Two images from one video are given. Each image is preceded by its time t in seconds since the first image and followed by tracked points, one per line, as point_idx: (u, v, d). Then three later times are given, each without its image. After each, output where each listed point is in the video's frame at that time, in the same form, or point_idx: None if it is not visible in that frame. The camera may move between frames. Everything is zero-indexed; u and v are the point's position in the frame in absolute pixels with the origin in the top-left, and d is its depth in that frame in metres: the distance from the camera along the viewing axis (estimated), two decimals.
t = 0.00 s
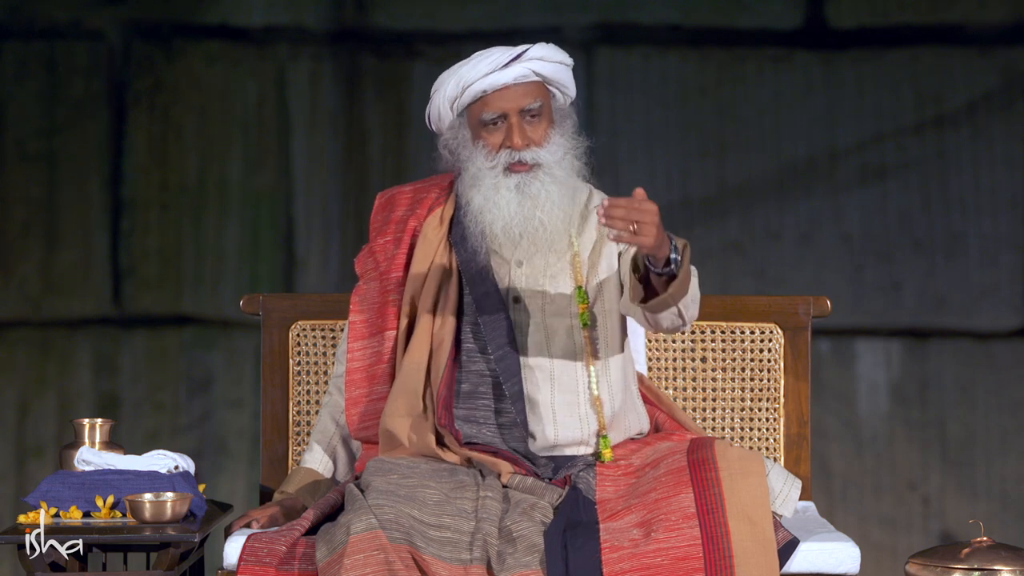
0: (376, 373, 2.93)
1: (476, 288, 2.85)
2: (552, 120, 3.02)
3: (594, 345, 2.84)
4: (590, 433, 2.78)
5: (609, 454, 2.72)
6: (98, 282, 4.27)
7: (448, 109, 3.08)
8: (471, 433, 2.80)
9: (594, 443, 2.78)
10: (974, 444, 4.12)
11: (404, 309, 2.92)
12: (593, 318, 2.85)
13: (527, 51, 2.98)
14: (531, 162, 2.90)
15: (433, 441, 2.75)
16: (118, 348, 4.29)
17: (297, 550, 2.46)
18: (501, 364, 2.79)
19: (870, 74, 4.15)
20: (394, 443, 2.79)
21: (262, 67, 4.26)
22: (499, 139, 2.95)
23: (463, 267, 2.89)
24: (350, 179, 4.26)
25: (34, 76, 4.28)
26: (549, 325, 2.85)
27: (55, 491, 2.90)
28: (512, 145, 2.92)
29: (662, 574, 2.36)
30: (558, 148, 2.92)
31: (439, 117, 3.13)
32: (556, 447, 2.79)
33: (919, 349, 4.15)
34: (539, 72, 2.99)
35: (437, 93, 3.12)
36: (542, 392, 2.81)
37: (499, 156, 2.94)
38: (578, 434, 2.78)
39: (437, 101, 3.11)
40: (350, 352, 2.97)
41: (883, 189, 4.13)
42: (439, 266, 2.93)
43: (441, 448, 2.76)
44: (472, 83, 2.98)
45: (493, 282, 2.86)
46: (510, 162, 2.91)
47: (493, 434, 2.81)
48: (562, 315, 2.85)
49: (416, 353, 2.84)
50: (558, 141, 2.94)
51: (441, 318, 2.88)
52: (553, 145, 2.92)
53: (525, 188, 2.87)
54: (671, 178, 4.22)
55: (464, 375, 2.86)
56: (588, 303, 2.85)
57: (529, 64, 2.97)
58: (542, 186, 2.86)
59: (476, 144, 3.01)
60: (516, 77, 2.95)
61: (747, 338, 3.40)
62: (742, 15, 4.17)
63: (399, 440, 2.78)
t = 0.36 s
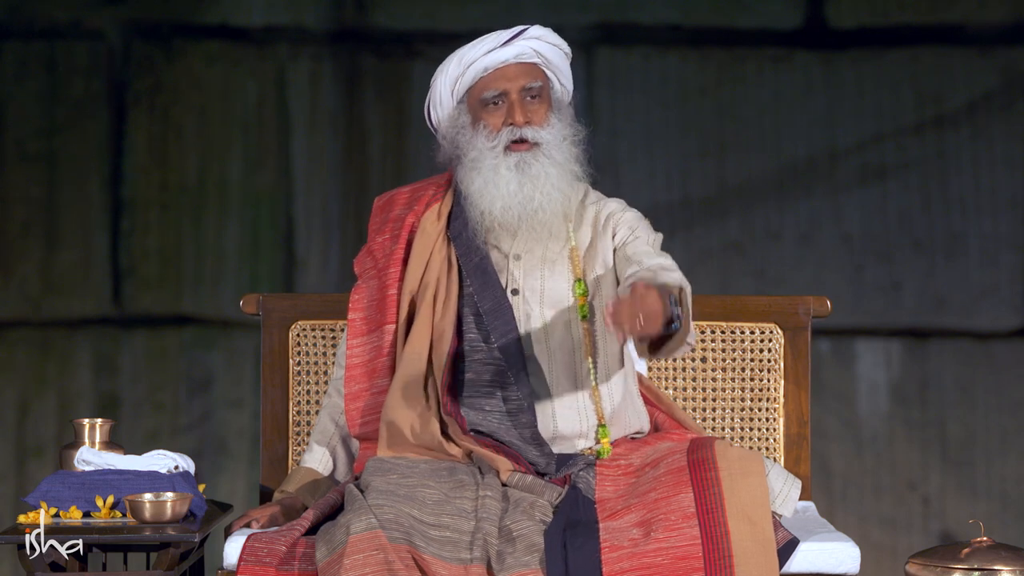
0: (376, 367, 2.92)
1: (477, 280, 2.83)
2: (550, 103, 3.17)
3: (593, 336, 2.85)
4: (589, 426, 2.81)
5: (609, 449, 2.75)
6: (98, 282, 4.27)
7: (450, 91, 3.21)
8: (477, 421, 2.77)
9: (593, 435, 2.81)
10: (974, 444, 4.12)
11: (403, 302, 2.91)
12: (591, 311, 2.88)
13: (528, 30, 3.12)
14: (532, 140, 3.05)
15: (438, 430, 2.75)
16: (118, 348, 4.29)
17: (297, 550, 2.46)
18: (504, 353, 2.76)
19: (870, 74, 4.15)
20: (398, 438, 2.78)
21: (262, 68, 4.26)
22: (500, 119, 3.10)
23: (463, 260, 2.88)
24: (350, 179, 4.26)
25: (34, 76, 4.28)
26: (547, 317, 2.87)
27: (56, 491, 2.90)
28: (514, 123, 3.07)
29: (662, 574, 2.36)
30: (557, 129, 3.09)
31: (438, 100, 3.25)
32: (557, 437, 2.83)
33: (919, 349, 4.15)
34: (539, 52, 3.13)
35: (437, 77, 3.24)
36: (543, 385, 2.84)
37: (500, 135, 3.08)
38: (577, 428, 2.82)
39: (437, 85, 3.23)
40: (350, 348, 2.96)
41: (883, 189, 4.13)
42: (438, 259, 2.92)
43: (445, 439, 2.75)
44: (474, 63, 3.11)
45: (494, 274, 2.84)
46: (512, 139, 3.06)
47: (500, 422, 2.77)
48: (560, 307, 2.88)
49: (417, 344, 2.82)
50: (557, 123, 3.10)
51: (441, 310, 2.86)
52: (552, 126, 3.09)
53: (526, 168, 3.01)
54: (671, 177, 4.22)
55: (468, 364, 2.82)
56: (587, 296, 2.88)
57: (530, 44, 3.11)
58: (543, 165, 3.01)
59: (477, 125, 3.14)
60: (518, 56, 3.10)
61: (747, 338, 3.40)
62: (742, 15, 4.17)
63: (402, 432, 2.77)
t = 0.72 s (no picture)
0: (375, 364, 2.91)
1: (476, 275, 2.84)
2: (547, 98, 3.18)
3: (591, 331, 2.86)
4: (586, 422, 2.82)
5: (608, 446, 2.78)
6: (98, 282, 4.27)
7: (448, 83, 3.22)
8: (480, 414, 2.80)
9: (593, 430, 2.82)
10: (974, 444, 4.12)
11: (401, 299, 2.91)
12: (591, 305, 2.89)
13: (526, 24, 3.15)
14: (527, 131, 3.07)
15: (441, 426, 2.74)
16: (118, 348, 4.29)
17: (297, 550, 2.46)
18: (506, 345, 2.77)
19: (870, 74, 4.15)
20: (399, 433, 2.77)
21: (262, 67, 4.26)
22: (497, 109, 3.11)
23: (460, 255, 2.89)
24: (350, 179, 4.26)
25: (34, 76, 4.28)
26: (546, 313, 2.88)
27: (55, 491, 2.90)
28: (509, 114, 3.09)
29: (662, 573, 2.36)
30: (552, 122, 3.11)
31: (436, 92, 3.26)
32: (557, 431, 2.84)
33: (919, 349, 4.15)
34: (538, 46, 3.16)
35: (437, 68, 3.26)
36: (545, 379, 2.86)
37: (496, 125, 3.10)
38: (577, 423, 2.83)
39: (436, 76, 3.25)
40: (349, 348, 2.96)
41: (883, 189, 4.13)
42: (434, 255, 2.93)
43: (448, 433, 2.76)
44: (474, 54, 3.14)
45: (492, 269, 2.85)
46: (507, 129, 3.08)
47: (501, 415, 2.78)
48: (559, 302, 2.89)
49: (416, 340, 2.81)
50: (552, 117, 3.12)
51: (440, 306, 2.86)
52: (548, 120, 3.10)
53: (519, 158, 3.03)
54: (671, 178, 4.22)
55: (468, 358, 2.81)
56: (586, 291, 2.89)
57: (528, 37, 3.14)
58: (536, 157, 3.03)
59: (473, 115, 3.16)
60: (516, 47, 3.13)
61: (747, 338, 3.40)
62: (742, 15, 4.17)
63: (403, 427, 2.75)
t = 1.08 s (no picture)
0: (375, 364, 2.91)
1: (477, 275, 2.84)
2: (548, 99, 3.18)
3: (592, 331, 2.87)
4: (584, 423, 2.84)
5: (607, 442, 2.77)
6: (98, 282, 4.27)
7: (449, 84, 3.22)
8: (482, 413, 2.76)
9: (592, 429, 2.85)
10: (974, 444, 4.12)
11: (401, 299, 2.91)
12: (591, 305, 2.90)
13: (528, 24, 3.15)
14: (528, 132, 3.07)
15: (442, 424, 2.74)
16: (119, 348, 4.29)
17: (297, 550, 2.46)
18: (506, 344, 2.75)
19: (870, 73, 4.15)
20: (399, 432, 2.76)
21: (262, 67, 4.26)
22: (498, 109, 3.11)
23: (460, 255, 2.90)
24: (350, 178, 4.26)
25: (34, 76, 4.28)
26: (546, 312, 2.89)
27: (55, 491, 2.90)
28: (510, 114, 3.08)
29: (661, 574, 2.36)
30: (552, 123, 3.10)
31: (437, 93, 3.25)
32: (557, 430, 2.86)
33: (919, 349, 4.15)
34: (539, 46, 3.15)
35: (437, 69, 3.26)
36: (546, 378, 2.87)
37: (497, 126, 3.09)
38: (576, 424, 2.85)
39: (437, 77, 3.24)
40: (349, 348, 2.96)
41: (883, 189, 4.13)
42: (435, 254, 2.93)
43: (449, 432, 2.76)
44: (475, 53, 3.13)
45: (493, 269, 2.85)
46: (507, 129, 3.08)
47: (502, 413, 2.76)
48: (559, 302, 2.90)
49: (416, 340, 2.81)
50: (552, 117, 3.12)
51: (440, 305, 2.86)
52: (548, 120, 3.10)
53: (520, 160, 3.03)
54: (671, 178, 4.22)
55: (469, 357, 2.80)
56: (586, 290, 2.90)
57: (529, 37, 3.14)
58: (537, 158, 3.03)
59: (474, 116, 3.15)
60: (517, 48, 3.13)
61: (747, 338, 3.40)
62: (742, 15, 4.17)
63: (402, 426, 2.75)
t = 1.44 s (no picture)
0: (375, 364, 2.91)
1: (478, 275, 2.84)
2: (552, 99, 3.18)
3: (593, 330, 2.87)
4: (584, 424, 2.84)
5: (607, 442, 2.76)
6: (98, 282, 4.27)
7: (454, 83, 3.21)
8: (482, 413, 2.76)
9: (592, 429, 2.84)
10: (974, 444, 4.12)
11: (401, 298, 2.91)
12: (592, 305, 2.89)
13: (533, 24, 3.15)
14: (535, 132, 3.07)
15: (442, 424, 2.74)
16: (118, 348, 4.29)
17: (297, 550, 2.46)
18: (507, 344, 2.76)
19: (870, 73, 4.15)
20: (400, 432, 2.76)
21: (262, 67, 4.26)
22: (504, 109, 3.10)
23: (461, 255, 2.90)
24: (350, 178, 4.26)
25: (34, 76, 4.28)
26: (546, 312, 2.89)
27: (55, 491, 2.90)
28: (517, 114, 3.08)
29: (661, 573, 2.36)
30: (558, 123, 3.10)
31: (442, 93, 3.25)
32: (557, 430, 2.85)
33: (919, 349, 4.15)
34: (544, 46, 3.15)
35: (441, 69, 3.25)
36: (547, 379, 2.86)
37: (503, 126, 3.08)
38: (576, 424, 2.85)
39: (442, 77, 3.24)
40: (349, 348, 2.96)
41: (883, 189, 4.13)
42: (436, 254, 2.93)
43: (449, 432, 2.76)
44: (480, 53, 3.13)
45: (493, 269, 2.85)
46: (515, 130, 3.07)
47: (502, 413, 2.76)
48: (560, 302, 2.90)
49: (416, 339, 2.81)
50: (558, 117, 3.11)
51: (441, 304, 2.85)
52: (554, 120, 3.10)
53: (527, 160, 3.02)
54: (671, 178, 4.22)
55: (469, 357, 2.81)
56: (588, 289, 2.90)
57: (534, 37, 3.13)
58: (544, 158, 3.02)
59: (480, 116, 3.15)
60: (523, 47, 3.12)
61: (747, 338, 3.40)
62: (742, 15, 4.17)
63: (403, 426, 2.74)
